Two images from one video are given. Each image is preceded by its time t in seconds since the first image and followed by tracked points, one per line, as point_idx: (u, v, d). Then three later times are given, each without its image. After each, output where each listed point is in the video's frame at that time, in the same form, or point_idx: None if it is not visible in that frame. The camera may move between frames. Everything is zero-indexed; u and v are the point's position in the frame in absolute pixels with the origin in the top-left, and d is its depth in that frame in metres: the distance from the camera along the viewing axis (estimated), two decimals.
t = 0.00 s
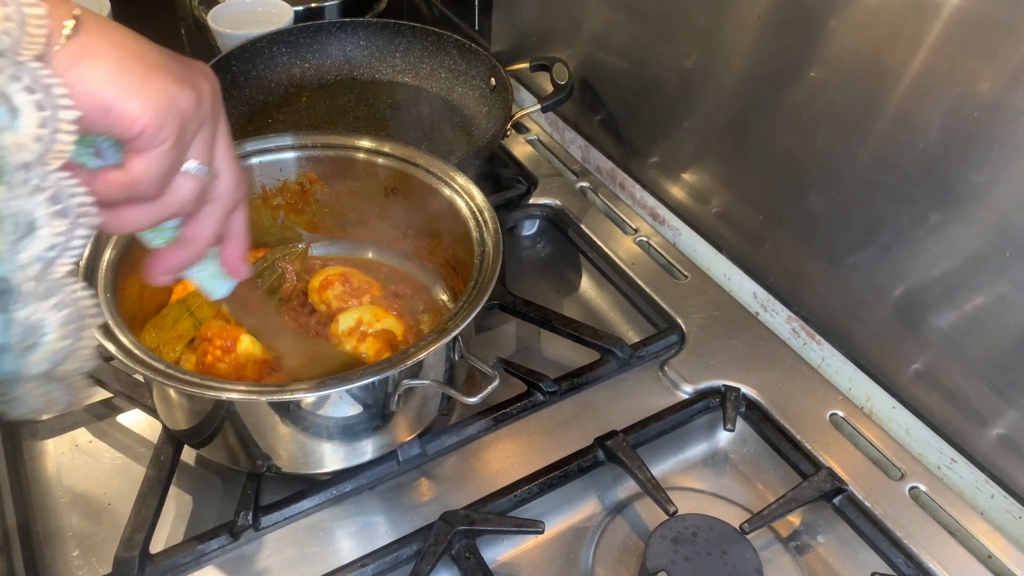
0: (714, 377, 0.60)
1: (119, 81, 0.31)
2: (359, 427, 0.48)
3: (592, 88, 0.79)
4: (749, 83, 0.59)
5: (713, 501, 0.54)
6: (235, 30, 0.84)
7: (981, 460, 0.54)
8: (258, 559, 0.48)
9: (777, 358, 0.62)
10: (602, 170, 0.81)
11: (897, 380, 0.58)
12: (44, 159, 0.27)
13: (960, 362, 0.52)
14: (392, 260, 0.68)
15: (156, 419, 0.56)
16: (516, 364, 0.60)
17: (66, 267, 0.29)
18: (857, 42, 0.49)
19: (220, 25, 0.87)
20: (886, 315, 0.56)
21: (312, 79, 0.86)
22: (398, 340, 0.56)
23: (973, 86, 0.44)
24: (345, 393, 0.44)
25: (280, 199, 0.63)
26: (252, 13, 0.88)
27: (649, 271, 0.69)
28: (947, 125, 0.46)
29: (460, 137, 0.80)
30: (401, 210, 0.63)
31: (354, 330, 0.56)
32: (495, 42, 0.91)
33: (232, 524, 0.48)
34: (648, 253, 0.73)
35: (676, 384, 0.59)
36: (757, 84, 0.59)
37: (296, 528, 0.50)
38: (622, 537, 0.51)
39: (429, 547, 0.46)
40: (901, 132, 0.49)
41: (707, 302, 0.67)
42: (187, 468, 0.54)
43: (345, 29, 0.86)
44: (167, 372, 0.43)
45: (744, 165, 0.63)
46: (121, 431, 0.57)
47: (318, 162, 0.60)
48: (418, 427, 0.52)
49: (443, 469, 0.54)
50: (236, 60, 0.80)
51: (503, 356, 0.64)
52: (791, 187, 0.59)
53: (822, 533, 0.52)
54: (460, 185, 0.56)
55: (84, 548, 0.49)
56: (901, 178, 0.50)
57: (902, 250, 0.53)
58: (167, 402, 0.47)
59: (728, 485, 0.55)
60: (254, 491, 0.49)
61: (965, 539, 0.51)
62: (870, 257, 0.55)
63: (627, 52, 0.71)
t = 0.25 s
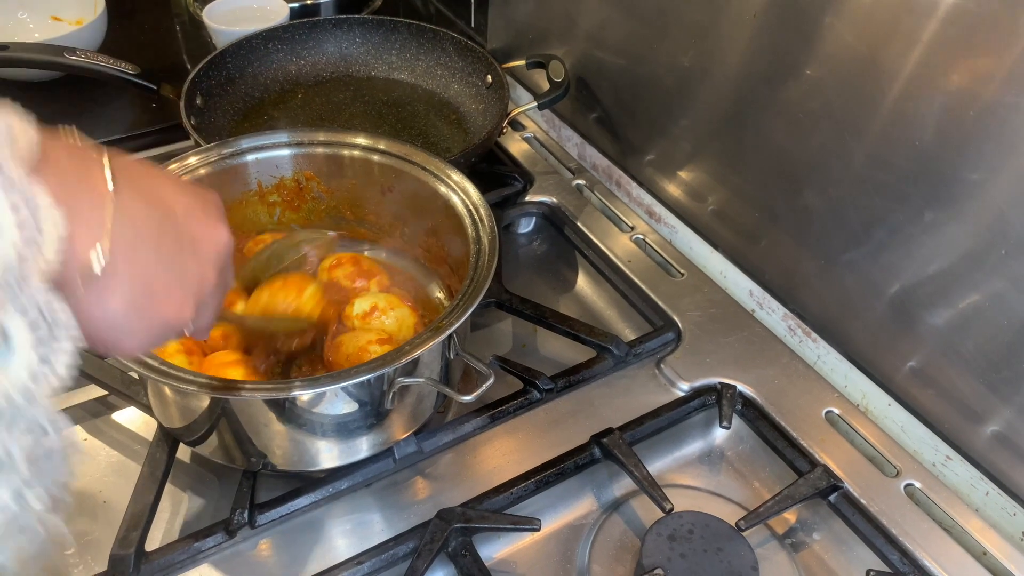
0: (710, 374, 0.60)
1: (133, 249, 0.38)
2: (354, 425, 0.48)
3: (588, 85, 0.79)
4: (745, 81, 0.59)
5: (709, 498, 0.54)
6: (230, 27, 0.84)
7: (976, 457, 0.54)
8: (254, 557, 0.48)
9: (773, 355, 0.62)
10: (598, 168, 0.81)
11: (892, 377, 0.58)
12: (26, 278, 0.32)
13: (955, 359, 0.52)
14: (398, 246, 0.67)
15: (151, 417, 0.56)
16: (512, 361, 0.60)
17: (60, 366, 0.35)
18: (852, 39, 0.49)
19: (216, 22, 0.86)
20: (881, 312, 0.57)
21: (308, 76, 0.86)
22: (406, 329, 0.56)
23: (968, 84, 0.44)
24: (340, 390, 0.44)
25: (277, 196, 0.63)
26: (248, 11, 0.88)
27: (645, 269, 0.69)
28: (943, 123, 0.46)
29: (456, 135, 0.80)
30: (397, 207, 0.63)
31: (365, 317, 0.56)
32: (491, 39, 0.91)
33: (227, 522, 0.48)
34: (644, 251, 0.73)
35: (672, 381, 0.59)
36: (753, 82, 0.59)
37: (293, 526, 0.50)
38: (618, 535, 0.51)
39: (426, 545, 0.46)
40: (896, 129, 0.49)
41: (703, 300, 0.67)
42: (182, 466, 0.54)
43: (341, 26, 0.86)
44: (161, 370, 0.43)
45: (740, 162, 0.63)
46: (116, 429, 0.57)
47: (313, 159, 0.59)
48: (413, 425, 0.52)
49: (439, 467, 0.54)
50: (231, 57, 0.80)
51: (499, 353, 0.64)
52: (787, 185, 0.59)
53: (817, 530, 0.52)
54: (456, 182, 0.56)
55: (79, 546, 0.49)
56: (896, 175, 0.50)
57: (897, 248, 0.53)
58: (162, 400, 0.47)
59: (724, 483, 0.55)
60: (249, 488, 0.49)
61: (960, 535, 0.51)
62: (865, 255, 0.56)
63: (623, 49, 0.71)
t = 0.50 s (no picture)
0: (708, 373, 0.60)
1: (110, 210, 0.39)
2: (352, 424, 0.48)
3: (586, 84, 0.79)
4: (742, 80, 0.59)
5: (706, 497, 0.54)
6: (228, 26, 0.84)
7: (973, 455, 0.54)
8: (252, 556, 0.48)
9: (770, 354, 0.62)
10: (596, 166, 0.81)
11: (890, 376, 0.58)
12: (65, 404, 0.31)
13: (952, 358, 0.53)
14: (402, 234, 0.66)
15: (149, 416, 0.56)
16: (510, 360, 0.60)
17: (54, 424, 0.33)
18: (849, 38, 0.50)
19: (213, 21, 0.86)
20: (878, 311, 0.57)
21: (306, 75, 0.86)
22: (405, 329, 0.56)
23: (965, 83, 0.44)
24: (337, 389, 0.44)
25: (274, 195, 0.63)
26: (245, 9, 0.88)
27: (642, 268, 0.69)
28: (940, 122, 0.46)
29: (454, 133, 0.80)
30: (396, 206, 0.63)
31: (364, 316, 0.56)
32: (488, 38, 0.91)
33: (225, 521, 0.48)
34: (642, 249, 0.73)
35: (670, 380, 0.60)
36: (750, 81, 0.59)
37: (290, 525, 0.50)
38: (616, 533, 0.51)
39: (424, 543, 0.46)
40: (893, 128, 0.49)
41: (700, 298, 0.67)
42: (180, 465, 0.54)
43: (339, 25, 0.86)
44: (159, 369, 0.42)
45: (737, 161, 0.63)
46: (113, 428, 0.57)
47: (311, 158, 0.59)
48: (411, 424, 0.52)
49: (436, 466, 0.54)
50: (229, 56, 0.80)
51: (497, 352, 0.64)
52: (785, 184, 0.59)
53: (814, 529, 0.52)
54: (454, 181, 0.56)
55: (77, 546, 0.49)
56: (893, 174, 0.51)
57: (894, 247, 0.53)
58: (160, 399, 0.47)
59: (722, 481, 0.55)
60: (247, 487, 0.49)
61: (957, 533, 0.51)
62: (862, 254, 0.56)
63: (621, 48, 0.71)
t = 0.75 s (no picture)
0: (706, 373, 0.60)
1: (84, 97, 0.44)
2: (350, 425, 0.48)
3: (584, 84, 0.79)
4: (741, 80, 0.59)
5: (705, 497, 0.54)
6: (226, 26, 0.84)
7: (971, 455, 0.54)
8: (250, 557, 0.48)
9: (769, 354, 0.62)
10: (594, 167, 0.81)
11: (888, 376, 0.58)
12: None
13: (950, 358, 0.53)
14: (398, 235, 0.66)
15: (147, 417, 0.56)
16: (509, 361, 0.60)
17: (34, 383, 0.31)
18: (847, 39, 0.50)
19: (211, 21, 0.86)
20: (876, 311, 0.57)
21: (304, 76, 0.85)
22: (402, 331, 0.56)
23: (963, 83, 0.44)
24: (335, 390, 0.44)
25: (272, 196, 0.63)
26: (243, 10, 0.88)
27: (641, 268, 0.69)
28: (938, 122, 0.46)
29: (452, 134, 0.80)
30: (393, 207, 0.63)
31: (362, 317, 0.56)
32: (487, 38, 0.91)
33: (224, 523, 0.48)
34: (640, 250, 0.73)
35: (668, 380, 0.60)
36: (748, 81, 0.59)
37: (289, 526, 0.50)
38: (615, 534, 0.51)
39: (422, 544, 0.46)
40: (892, 128, 0.49)
41: (699, 299, 0.67)
42: (178, 467, 0.54)
43: (337, 25, 0.86)
44: (156, 370, 0.42)
45: (735, 162, 0.63)
46: (112, 430, 0.56)
47: (309, 158, 0.59)
48: (409, 425, 0.52)
49: (435, 467, 0.54)
50: (227, 56, 0.80)
51: (496, 352, 0.64)
52: (783, 184, 0.59)
53: (813, 529, 0.52)
54: (452, 181, 0.56)
55: (75, 547, 0.49)
56: (891, 175, 0.51)
57: (892, 247, 0.53)
58: (158, 401, 0.47)
59: (721, 482, 0.55)
60: (245, 489, 0.49)
61: (955, 534, 0.51)
62: (860, 254, 0.56)
63: (619, 48, 0.71)
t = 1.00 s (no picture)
0: (706, 373, 0.60)
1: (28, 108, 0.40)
2: (351, 426, 0.48)
3: (584, 85, 0.79)
4: (741, 81, 0.59)
5: (705, 497, 0.54)
6: (227, 28, 0.84)
7: (971, 455, 0.54)
8: (251, 557, 0.48)
9: (769, 354, 0.62)
10: (595, 167, 0.81)
11: (889, 376, 0.58)
12: None
13: (950, 358, 0.53)
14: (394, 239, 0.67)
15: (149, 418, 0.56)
16: (509, 361, 0.60)
17: None
18: (847, 39, 0.50)
19: (212, 23, 0.86)
20: (877, 311, 0.57)
21: (304, 77, 0.86)
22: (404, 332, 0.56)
23: (963, 83, 0.44)
24: (336, 391, 0.44)
25: (274, 197, 0.63)
26: (244, 11, 0.88)
27: (641, 268, 0.70)
28: (938, 122, 0.46)
29: (452, 134, 0.80)
30: (393, 208, 0.63)
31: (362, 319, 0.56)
32: (487, 39, 0.91)
33: (225, 523, 0.48)
34: (640, 250, 0.73)
35: (669, 380, 0.60)
36: (748, 81, 0.59)
37: (290, 526, 0.50)
38: (615, 534, 0.51)
39: (423, 544, 0.46)
40: (891, 128, 0.49)
41: (699, 299, 0.67)
42: (180, 467, 0.54)
43: (338, 26, 0.86)
44: (158, 371, 0.42)
45: (736, 162, 0.63)
46: (113, 431, 0.57)
47: (310, 159, 0.59)
48: (410, 425, 0.52)
49: (436, 467, 0.54)
50: (228, 57, 0.80)
51: (496, 353, 0.64)
52: (783, 184, 0.59)
53: (814, 529, 0.52)
54: (453, 182, 0.56)
55: (77, 548, 0.49)
56: (891, 175, 0.51)
57: (892, 247, 0.53)
58: (159, 402, 0.47)
59: (721, 482, 0.55)
60: (247, 489, 0.49)
61: (956, 533, 0.51)
62: (860, 254, 0.56)
63: (619, 49, 0.71)
